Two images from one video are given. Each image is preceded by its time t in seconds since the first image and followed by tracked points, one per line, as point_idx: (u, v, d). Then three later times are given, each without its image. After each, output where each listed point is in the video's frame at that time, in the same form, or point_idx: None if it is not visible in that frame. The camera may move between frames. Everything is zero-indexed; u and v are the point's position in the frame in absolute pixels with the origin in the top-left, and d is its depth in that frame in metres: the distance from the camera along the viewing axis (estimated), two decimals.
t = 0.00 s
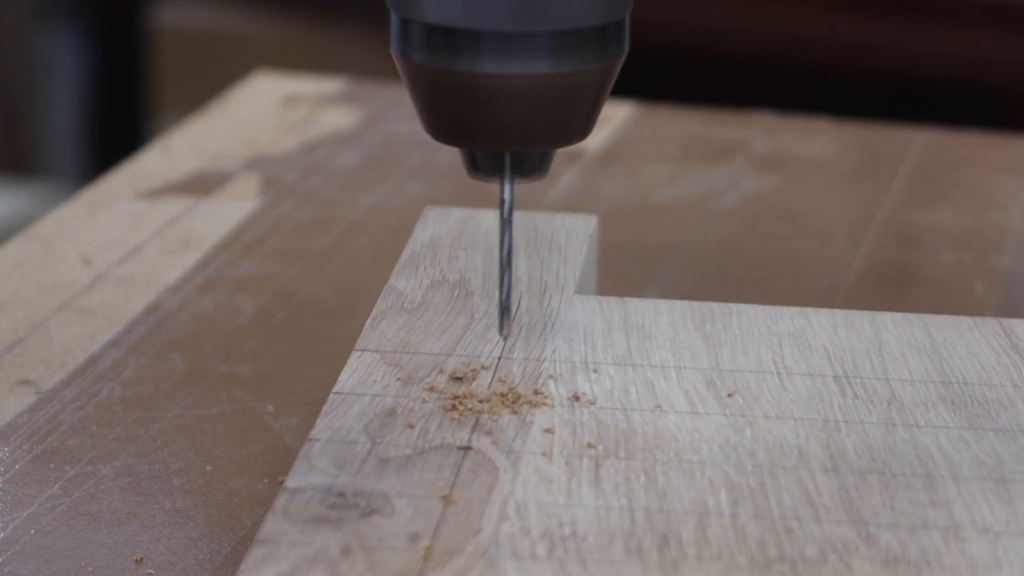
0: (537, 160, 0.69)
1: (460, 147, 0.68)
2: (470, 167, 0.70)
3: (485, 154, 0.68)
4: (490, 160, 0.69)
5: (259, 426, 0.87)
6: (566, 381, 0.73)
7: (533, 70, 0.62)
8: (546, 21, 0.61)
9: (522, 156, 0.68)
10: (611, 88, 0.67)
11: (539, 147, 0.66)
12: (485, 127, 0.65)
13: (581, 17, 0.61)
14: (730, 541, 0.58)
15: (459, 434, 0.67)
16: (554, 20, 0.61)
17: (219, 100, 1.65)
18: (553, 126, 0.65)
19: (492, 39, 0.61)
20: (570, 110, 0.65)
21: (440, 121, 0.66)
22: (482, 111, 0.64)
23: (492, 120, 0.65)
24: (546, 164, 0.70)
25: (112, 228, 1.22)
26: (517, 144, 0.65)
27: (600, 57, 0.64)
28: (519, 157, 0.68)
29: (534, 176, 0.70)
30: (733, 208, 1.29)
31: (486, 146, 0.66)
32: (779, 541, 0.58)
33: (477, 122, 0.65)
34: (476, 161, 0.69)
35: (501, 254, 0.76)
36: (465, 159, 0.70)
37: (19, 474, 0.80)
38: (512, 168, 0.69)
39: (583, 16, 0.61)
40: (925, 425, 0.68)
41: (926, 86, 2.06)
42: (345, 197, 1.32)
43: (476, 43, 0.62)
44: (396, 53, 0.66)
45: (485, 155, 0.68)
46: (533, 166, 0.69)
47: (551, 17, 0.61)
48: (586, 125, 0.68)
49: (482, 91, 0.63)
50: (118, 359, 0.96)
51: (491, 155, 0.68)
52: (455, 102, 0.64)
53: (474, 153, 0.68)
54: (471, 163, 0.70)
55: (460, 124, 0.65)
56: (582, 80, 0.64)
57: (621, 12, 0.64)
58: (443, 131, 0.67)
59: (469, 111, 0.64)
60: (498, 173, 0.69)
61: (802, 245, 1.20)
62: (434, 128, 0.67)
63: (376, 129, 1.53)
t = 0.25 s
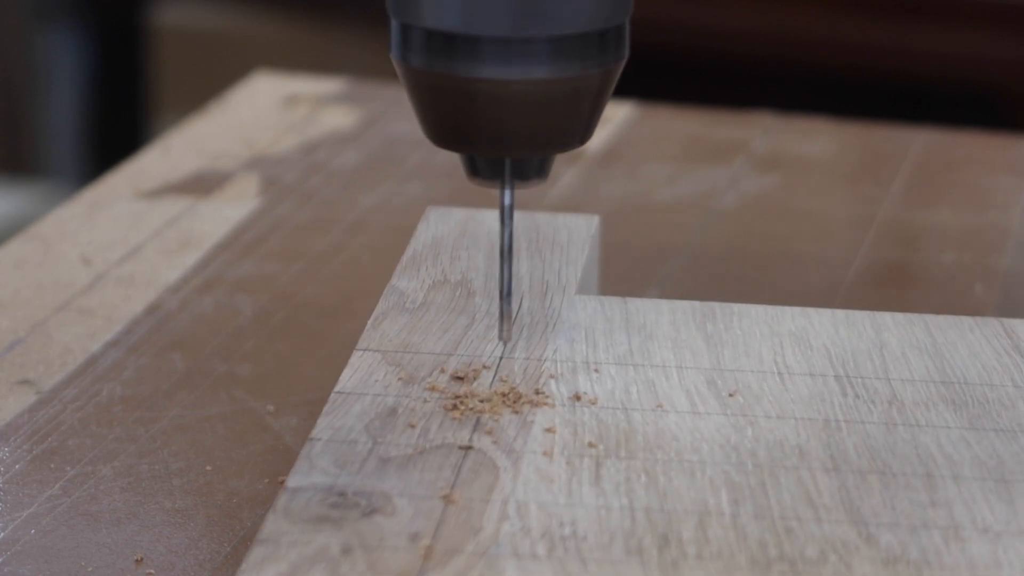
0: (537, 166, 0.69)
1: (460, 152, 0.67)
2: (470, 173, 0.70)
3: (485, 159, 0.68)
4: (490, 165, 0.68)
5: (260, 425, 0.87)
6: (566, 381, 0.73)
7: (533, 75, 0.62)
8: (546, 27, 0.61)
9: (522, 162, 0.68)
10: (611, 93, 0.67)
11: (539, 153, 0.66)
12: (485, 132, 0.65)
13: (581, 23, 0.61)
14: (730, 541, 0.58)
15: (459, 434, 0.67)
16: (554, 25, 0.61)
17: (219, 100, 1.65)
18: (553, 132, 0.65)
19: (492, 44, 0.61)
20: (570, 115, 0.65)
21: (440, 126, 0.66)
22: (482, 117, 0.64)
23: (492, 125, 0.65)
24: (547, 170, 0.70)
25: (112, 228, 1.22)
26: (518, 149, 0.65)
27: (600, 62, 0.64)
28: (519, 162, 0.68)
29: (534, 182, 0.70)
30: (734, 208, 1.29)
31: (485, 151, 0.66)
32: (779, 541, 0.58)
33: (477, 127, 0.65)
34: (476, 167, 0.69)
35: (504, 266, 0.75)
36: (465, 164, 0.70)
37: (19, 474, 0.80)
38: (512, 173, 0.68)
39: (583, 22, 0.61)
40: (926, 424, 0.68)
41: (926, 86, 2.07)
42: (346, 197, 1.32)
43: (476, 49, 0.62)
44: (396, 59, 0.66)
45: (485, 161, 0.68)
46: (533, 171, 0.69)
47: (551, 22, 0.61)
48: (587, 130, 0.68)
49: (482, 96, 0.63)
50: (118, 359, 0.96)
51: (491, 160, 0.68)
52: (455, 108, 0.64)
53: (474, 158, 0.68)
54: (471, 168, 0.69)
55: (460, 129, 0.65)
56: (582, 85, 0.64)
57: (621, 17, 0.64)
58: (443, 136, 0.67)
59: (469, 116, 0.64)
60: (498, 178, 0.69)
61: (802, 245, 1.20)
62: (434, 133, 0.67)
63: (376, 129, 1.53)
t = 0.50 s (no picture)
0: (537, 168, 0.69)
1: (460, 156, 0.67)
2: (470, 175, 0.70)
3: (485, 163, 0.68)
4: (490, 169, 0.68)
5: (260, 425, 0.87)
6: (566, 382, 0.73)
7: (533, 79, 0.62)
8: (546, 31, 0.61)
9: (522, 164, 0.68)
10: (610, 96, 0.67)
11: (540, 156, 0.66)
12: (485, 136, 0.65)
13: (581, 27, 0.61)
14: (730, 541, 0.58)
15: (459, 434, 0.67)
16: (555, 30, 0.61)
17: (219, 100, 1.65)
18: (553, 135, 0.65)
19: (492, 48, 0.61)
20: (570, 119, 0.65)
21: (440, 130, 0.66)
22: (482, 121, 0.64)
23: (492, 129, 0.65)
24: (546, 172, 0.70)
25: (112, 228, 1.22)
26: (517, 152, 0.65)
27: (600, 65, 0.64)
28: (519, 164, 0.68)
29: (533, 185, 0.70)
30: (733, 208, 1.29)
31: (485, 155, 0.66)
32: (779, 541, 0.58)
33: (477, 131, 0.65)
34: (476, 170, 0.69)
35: (501, 259, 0.75)
36: (465, 167, 0.70)
37: (19, 474, 0.80)
38: (512, 175, 0.69)
39: (583, 26, 0.61)
40: (926, 424, 0.68)
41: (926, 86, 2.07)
42: (345, 197, 1.32)
43: (476, 53, 0.62)
44: (396, 62, 0.66)
45: (485, 164, 0.68)
46: (533, 174, 0.69)
47: (551, 27, 0.61)
48: (586, 134, 0.68)
49: (482, 100, 0.63)
50: (117, 359, 0.96)
51: (491, 164, 0.68)
52: (455, 111, 0.64)
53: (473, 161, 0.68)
54: (471, 172, 0.69)
55: (459, 133, 0.65)
56: (582, 89, 0.64)
57: (622, 21, 0.64)
58: (443, 139, 0.67)
59: (469, 120, 0.64)
60: (498, 181, 0.69)
61: (802, 245, 1.20)
62: (434, 137, 0.67)
63: (376, 129, 1.53)
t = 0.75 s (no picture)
0: (536, 169, 0.69)
1: (460, 158, 0.68)
2: (471, 177, 0.70)
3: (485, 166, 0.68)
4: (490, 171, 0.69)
5: (260, 425, 0.87)
6: (567, 381, 0.73)
7: (533, 82, 0.62)
8: (546, 34, 0.61)
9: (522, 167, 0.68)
10: (610, 99, 0.67)
11: (540, 159, 0.66)
12: (485, 138, 0.65)
13: (582, 30, 0.61)
14: (730, 541, 0.58)
15: (460, 434, 0.67)
16: (555, 33, 0.61)
17: (219, 100, 1.65)
18: (552, 138, 0.65)
19: (493, 51, 0.61)
20: (570, 121, 0.65)
21: (440, 132, 0.66)
22: (482, 124, 0.64)
23: (492, 132, 0.65)
24: (546, 174, 0.71)
25: (112, 228, 1.22)
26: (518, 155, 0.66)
27: (600, 68, 0.64)
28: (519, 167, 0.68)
29: (533, 187, 0.71)
30: (734, 208, 1.29)
31: (485, 157, 0.66)
32: (780, 541, 0.58)
33: (477, 134, 0.65)
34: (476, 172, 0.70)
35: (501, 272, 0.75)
36: (465, 170, 0.70)
37: (19, 473, 0.80)
38: (512, 179, 0.70)
39: (583, 29, 0.61)
40: (926, 424, 0.68)
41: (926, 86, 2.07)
42: (346, 197, 1.32)
43: (476, 56, 0.61)
44: (396, 66, 0.66)
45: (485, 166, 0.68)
46: (533, 174, 0.69)
47: (551, 30, 0.61)
48: (586, 136, 0.68)
49: (482, 104, 0.63)
50: (117, 359, 0.96)
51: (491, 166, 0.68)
52: (455, 114, 0.64)
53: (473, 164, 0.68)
54: (471, 174, 0.70)
55: (460, 136, 0.65)
56: (582, 92, 0.64)
57: (621, 24, 0.64)
58: (443, 143, 0.67)
59: (469, 123, 0.64)
60: (498, 184, 0.70)
61: (802, 245, 1.20)
62: (434, 139, 0.67)
63: (376, 129, 1.53)
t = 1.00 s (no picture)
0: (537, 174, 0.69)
1: (460, 162, 0.67)
2: (470, 181, 0.70)
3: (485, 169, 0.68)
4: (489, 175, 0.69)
5: (260, 425, 0.87)
6: (567, 382, 0.73)
7: (532, 86, 0.62)
8: (546, 37, 0.61)
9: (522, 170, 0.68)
10: (611, 103, 0.67)
11: (539, 163, 0.66)
12: (485, 142, 0.65)
13: (581, 34, 0.61)
14: (730, 541, 0.58)
15: (460, 434, 0.67)
16: (554, 37, 0.61)
17: (219, 100, 1.65)
18: (551, 142, 0.65)
19: (492, 55, 0.61)
20: (570, 125, 0.65)
21: (440, 136, 0.66)
22: (482, 127, 0.64)
23: (492, 136, 0.65)
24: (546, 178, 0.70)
25: (113, 228, 1.22)
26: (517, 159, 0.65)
27: (600, 72, 0.64)
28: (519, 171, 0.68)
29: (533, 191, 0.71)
30: (734, 208, 1.30)
31: (485, 161, 0.66)
32: (780, 541, 0.58)
33: (477, 137, 0.65)
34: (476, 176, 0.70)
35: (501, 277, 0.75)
36: (465, 174, 0.70)
37: (19, 474, 0.80)
38: (512, 182, 0.69)
39: (583, 33, 0.61)
40: (926, 424, 0.68)
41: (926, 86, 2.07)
42: (346, 197, 1.32)
43: (476, 59, 0.62)
44: (396, 69, 0.66)
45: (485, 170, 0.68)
46: (533, 180, 0.69)
47: (550, 34, 0.61)
48: (587, 140, 0.68)
49: (482, 107, 0.63)
50: (117, 359, 0.96)
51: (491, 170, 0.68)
52: (454, 118, 0.64)
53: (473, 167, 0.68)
54: (471, 178, 0.70)
55: (459, 139, 0.65)
56: (582, 95, 0.64)
57: (622, 27, 0.64)
58: (442, 146, 0.67)
59: (469, 126, 0.64)
60: (498, 187, 0.69)
61: (801, 245, 1.20)
62: (434, 143, 0.67)
63: (376, 129, 1.53)
